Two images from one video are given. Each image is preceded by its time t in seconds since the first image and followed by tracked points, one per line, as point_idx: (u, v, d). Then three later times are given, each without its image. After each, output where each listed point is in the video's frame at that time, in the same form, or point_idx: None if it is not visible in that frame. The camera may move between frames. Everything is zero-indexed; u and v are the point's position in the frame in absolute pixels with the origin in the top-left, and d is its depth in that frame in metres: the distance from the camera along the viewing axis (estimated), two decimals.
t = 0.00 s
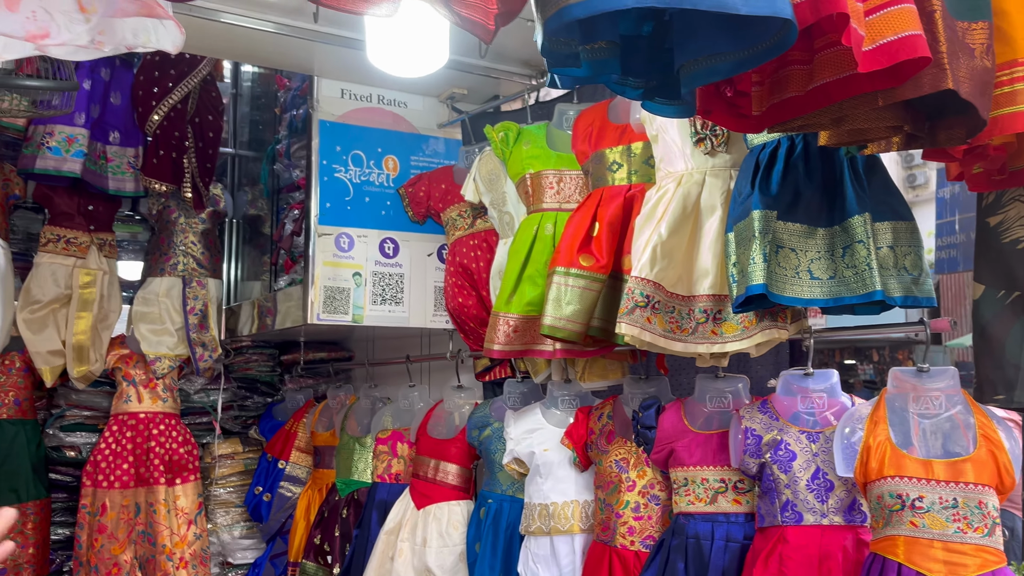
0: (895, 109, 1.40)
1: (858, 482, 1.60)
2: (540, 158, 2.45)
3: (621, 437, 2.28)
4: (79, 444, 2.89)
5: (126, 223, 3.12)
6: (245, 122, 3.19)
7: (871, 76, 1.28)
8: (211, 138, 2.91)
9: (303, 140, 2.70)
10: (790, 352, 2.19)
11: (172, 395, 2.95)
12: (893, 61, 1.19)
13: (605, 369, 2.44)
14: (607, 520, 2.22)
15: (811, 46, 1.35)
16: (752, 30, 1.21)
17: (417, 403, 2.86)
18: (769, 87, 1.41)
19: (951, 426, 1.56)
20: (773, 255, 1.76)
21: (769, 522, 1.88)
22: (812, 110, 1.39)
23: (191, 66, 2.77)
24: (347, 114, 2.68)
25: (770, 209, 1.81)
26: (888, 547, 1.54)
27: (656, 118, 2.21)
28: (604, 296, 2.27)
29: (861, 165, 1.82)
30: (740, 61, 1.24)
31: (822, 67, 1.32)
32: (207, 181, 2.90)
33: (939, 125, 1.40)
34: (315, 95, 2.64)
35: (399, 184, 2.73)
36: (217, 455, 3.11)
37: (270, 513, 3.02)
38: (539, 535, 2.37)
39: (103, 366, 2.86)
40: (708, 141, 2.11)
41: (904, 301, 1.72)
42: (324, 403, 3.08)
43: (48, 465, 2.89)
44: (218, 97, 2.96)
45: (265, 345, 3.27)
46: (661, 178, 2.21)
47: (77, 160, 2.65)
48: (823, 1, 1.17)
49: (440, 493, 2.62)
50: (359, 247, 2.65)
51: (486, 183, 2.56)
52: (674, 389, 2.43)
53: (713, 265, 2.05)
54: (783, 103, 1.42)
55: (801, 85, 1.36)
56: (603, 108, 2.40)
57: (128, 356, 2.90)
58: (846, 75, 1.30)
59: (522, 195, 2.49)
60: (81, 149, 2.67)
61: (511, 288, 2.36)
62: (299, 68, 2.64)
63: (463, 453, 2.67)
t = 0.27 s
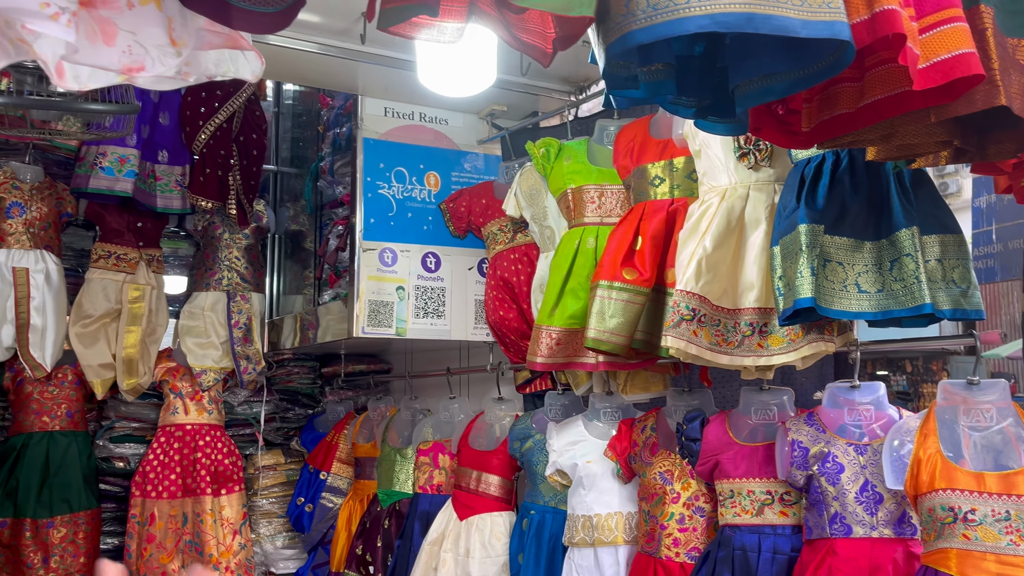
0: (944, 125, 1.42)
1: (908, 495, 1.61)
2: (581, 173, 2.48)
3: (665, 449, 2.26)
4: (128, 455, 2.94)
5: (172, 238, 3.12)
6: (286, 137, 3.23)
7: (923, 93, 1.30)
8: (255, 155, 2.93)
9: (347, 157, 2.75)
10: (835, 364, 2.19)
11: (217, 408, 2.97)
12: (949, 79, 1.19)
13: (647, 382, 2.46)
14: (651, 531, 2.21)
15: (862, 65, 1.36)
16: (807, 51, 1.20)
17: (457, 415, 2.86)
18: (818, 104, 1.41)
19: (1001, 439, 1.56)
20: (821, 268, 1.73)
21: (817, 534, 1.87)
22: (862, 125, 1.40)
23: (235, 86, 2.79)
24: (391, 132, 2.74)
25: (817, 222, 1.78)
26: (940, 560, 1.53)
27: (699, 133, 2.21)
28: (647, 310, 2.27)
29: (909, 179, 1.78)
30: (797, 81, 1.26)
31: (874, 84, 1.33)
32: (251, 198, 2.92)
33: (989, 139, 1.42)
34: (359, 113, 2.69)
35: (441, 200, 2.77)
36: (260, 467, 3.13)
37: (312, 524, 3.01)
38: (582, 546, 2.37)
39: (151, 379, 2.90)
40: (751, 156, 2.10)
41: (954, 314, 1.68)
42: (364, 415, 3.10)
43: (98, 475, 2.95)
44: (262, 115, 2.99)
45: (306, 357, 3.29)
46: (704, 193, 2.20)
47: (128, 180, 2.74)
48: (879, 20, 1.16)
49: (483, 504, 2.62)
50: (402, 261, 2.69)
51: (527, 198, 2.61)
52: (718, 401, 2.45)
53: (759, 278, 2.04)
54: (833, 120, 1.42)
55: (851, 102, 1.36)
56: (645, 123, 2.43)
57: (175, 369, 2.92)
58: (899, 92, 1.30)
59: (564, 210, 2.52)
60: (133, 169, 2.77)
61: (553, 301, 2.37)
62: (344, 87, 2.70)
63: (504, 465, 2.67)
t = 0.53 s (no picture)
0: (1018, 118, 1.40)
1: (978, 495, 1.58)
2: (638, 172, 2.49)
3: (725, 448, 2.25)
4: (194, 451, 3.02)
5: (234, 241, 3.19)
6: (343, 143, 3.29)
7: (996, 88, 1.29)
8: (313, 159, 2.95)
9: (404, 159, 2.80)
10: (899, 363, 2.16)
11: (278, 405, 3.01)
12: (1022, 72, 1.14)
13: (705, 381, 2.45)
14: (710, 530, 2.20)
15: (932, 59, 1.35)
16: (876, 48, 1.19)
17: (513, 413, 2.89)
18: (885, 100, 1.40)
19: None
20: (885, 265, 1.67)
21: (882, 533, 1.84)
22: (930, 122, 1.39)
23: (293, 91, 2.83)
24: (448, 133, 2.79)
25: (882, 220, 1.72)
26: (1010, 561, 1.49)
27: (759, 130, 2.17)
28: (706, 308, 2.26)
29: (977, 174, 1.69)
30: (864, 79, 1.26)
31: (944, 79, 1.31)
32: (309, 202, 2.97)
33: None
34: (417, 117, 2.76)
35: (496, 201, 2.81)
36: (320, 463, 3.16)
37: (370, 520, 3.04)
38: (640, 544, 2.36)
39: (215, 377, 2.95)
40: (813, 152, 2.06)
41: None
42: (420, 413, 3.14)
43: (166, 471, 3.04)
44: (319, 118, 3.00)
45: (363, 356, 3.32)
46: (764, 191, 2.16)
47: (193, 185, 2.77)
48: (953, 16, 1.14)
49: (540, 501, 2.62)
50: (459, 262, 2.73)
51: (583, 198, 2.62)
52: (779, 400, 2.44)
53: (821, 276, 1.98)
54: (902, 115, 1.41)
55: (920, 97, 1.35)
56: (703, 121, 2.42)
57: (238, 368, 2.97)
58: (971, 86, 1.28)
59: (620, 209, 2.53)
60: (198, 175, 2.80)
61: (610, 299, 2.37)
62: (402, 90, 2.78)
63: (561, 463, 2.67)
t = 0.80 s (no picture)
0: None
1: None
2: (723, 154, 2.43)
3: (816, 434, 2.18)
4: (286, 433, 3.09)
5: (320, 231, 3.27)
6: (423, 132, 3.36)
7: None
8: (396, 149, 3.03)
9: (485, 147, 2.83)
10: (1004, 349, 2.07)
11: (365, 390, 3.09)
12: None
13: (794, 366, 2.39)
14: (801, 517, 2.15)
15: None
16: (991, 18, 1.15)
17: (594, 399, 2.86)
18: (994, 73, 1.35)
19: None
20: (994, 245, 1.55)
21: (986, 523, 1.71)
22: None
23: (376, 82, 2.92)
24: (528, 121, 2.81)
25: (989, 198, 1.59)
26: None
27: (852, 109, 2.05)
28: (796, 292, 2.18)
29: None
30: (976, 50, 1.20)
31: None
32: (393, 190, 3.04)
33: None
34: (498, 105, 2.79)
35: (577, 186, 2.80)
36: (405, 446, 3.25)
37: (454, 503, 3.14)
38: (728, 531, 2.31)
39: (304, 363, 3.02)
40: (910, 130, 1.94)
41: None
42: (501, 398, 3.18)
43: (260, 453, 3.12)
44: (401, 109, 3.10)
45: (444, 343, 3.39)
46: (857, 171, 2.05)
47: (282, 175, 2.81)
48: None
49: (625, 486, 2.59)
50: (540, 248, 2.74)
51: (666, 181, 2.59)
52: (873, 385, 2.37)
53: (920, 257, 1.88)
54: (1011, 91, 1.35)
55: None
56: (790, 102, 2.35)
57: (325, 353, 3.05)
58: None
59: (705, 192, 2.47)
60: (285, 165, 2.83)
61: (695, 284, 2.34)
62: (483, 79, 2.80)
63: (646, 448, 2.63)
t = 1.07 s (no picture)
0: None
1: None
2: (825, 116, 2.28)
3: (923, 406, 1.88)
4: (377, 404, 3.16)
5: (409, 206, 3.31)
6: (508, 105, 3.40)
7: None
8: (483, 122, 3.07)
9: (574, 117, 2.80)
10: None
11: (454, 361, 3.09)
12: None
13: (899, 337, 2.15)
14: (907, 493, 1.87)
15: None
16: None
17: (685, 371, 2.74)
18: None
19: None
20: None
21: None
22: None
23: (463, 56, 2.96)
24: (619, 88, 2.75)
25: None
26: None
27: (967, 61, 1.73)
28: (905, 258, 1.98)
29: None
30: None
31: None
32: (480, 163, 3.08)
33: None
34: (587, 73, 2.73)
35: (668, 154, 2.75)
36: (493, 418, 3.28)
37: (542, 475, 3.09)
38: (827, 506, 2.04)
39: (396, 335, 3.04)
40: None
41: None
42: (588, 371, 3.12)
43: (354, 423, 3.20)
44: (487, 82, 3.13)
45: (531, 316, 3.40)
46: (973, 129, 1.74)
47: (372, 151, 2.85)
48: None
49: (718, 459, 2.38)
50: (630, 218, 2.70)
51: (762, 146, 2.48)
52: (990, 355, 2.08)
53: None
54: None
55: None
56: (900, 59, 2.14)
57: (415, 326, 3.09)
58: None
59: (804, 157, 2.34)
60: (375, 141, 2.87)
61: (794, 251, 2.17)
62: (572, 48, 2.74)
63: (739, 422, 2.40)
